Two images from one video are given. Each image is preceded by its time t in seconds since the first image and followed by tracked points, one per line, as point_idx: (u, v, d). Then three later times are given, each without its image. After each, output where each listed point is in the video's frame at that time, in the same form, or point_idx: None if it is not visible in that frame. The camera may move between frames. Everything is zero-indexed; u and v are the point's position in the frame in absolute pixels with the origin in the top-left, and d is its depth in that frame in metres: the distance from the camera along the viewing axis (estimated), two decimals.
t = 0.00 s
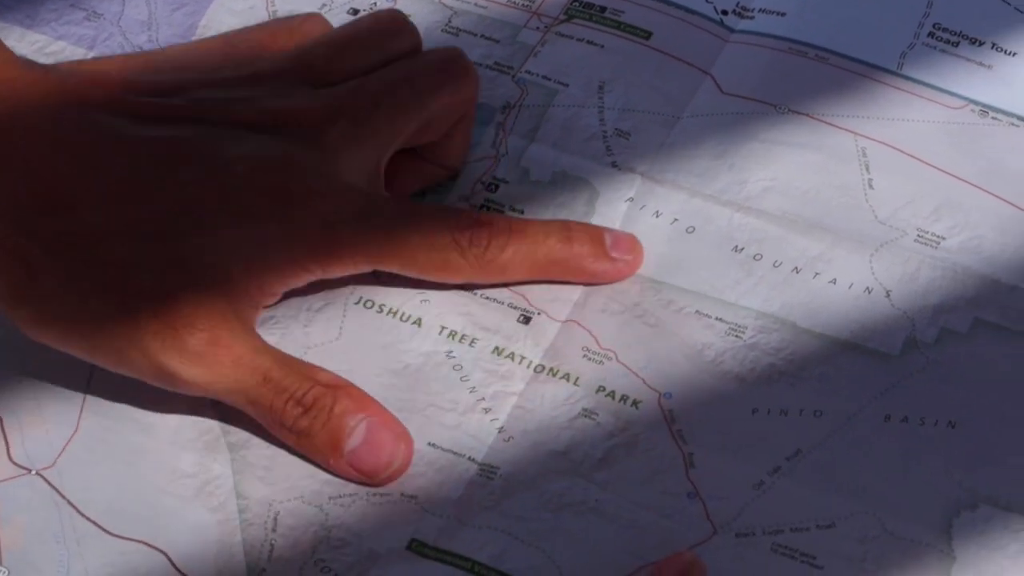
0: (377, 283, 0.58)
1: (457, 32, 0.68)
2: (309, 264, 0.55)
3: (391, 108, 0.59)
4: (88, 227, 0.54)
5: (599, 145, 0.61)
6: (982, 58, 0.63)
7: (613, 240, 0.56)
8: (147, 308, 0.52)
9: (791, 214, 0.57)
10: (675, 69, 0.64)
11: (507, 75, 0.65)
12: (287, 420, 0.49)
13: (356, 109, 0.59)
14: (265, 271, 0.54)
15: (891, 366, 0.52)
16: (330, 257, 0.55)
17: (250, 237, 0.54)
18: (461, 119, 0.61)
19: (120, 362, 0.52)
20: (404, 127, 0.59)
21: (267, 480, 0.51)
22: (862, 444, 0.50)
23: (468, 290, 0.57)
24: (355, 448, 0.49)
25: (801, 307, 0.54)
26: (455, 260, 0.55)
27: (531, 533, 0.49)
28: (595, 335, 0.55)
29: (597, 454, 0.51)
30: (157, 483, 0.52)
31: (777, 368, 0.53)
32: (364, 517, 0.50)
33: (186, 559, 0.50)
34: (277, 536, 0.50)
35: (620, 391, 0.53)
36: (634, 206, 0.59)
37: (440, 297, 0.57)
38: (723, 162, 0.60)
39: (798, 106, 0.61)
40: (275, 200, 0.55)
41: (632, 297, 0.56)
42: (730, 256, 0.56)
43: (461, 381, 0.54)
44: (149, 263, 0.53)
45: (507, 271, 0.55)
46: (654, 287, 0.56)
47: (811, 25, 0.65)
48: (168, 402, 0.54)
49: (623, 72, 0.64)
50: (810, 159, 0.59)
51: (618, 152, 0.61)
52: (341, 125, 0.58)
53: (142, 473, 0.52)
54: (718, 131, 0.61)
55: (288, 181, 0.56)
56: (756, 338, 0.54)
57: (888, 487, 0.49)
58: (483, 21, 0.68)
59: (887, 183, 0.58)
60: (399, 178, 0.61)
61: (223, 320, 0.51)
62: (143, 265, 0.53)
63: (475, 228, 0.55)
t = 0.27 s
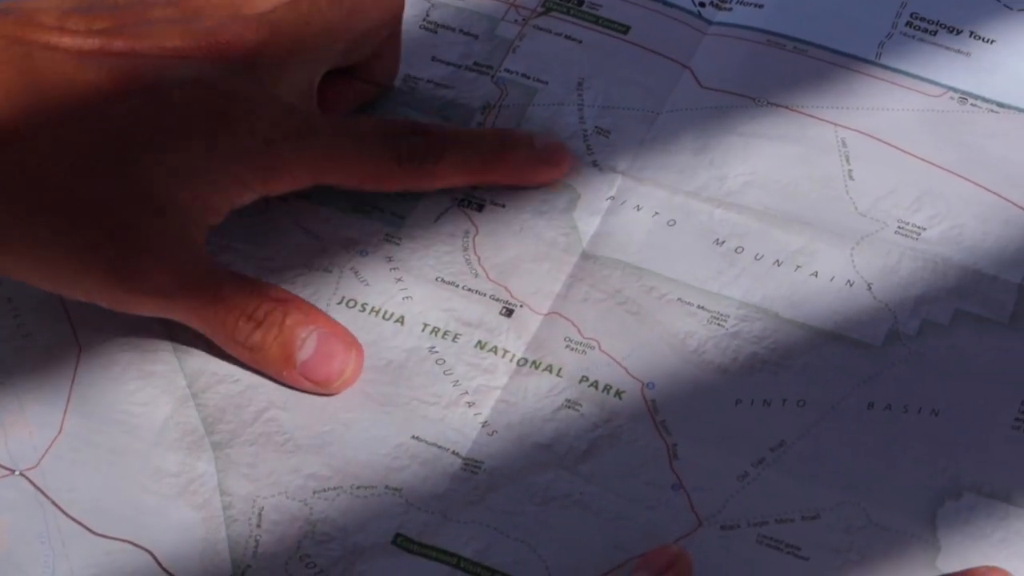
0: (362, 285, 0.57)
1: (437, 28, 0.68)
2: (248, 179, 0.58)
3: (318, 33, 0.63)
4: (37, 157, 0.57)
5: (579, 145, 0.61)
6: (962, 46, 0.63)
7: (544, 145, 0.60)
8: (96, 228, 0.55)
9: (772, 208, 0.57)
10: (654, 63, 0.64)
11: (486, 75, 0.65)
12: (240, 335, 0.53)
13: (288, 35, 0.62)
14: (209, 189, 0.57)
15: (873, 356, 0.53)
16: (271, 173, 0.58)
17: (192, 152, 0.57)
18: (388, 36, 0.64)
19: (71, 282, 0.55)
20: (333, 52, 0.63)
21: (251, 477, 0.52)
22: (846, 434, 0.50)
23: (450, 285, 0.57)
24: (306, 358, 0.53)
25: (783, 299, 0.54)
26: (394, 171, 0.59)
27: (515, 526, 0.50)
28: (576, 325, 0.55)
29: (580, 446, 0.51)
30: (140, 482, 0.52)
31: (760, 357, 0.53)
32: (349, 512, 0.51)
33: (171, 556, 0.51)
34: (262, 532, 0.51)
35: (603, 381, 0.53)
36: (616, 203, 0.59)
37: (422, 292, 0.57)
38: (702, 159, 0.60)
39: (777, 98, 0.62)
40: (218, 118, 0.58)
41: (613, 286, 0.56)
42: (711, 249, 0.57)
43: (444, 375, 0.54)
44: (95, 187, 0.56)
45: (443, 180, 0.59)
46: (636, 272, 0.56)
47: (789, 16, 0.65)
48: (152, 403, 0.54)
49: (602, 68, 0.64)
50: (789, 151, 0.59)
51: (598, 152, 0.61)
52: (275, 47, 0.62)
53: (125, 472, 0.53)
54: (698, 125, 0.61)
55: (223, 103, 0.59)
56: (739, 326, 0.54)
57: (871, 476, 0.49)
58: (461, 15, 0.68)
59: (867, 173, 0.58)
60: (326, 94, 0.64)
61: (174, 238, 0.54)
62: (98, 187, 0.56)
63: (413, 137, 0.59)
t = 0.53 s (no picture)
0: (352, 287, 0.58)
1: (424, 38, 0.67)
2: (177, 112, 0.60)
3: None
4: None
5: (567, 145, 0.61)
6: (946, 41, 0.63)
7: (462, 81, 0.63)
8: (43, 177, 0.58)
9: (760, 206, 0.58)
10: (641, 63, 0.64)
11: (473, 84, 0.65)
12: (181, 274, 0.56)
13: None
14: (150, 125, 0.60)
15: (863, 351, 0.52)
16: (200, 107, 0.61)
17: (130, 101, 0.60)
18: None
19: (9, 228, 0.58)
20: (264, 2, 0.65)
21: (244, 476, 0.53)
22: (837, 429, 0.50)
23: (440, 285, 0.57)
24: (244, 292, 0.56)
25: (772, 295, 0.55)
26: (321, 103, 0.62)
27: (509, 525, 0.50)
28: (566, 322, 0.55)
29: (571, 444, 0.52)
30: (133, 483, 0.54)
31: (750, 353, 0.53)
32: (340, 511, 0.52)
33: (162, 555, 0.52)
34: (255, 532, 0.52)
35: (594, 378, 0.53)
36: (604, 201, 0.59)
37: (410, 291, 0.57)
38: (690, 157, 0.60)
39: (764, 96, 0.62)
40: (144, 65, 0.62)
41: (602, 283, 0.56)
42: (699, 246, 0.57)
43: (435, 373, 0.55)
44: (43, 152, 0.59)
45: (368, 114, 0.63)
46: (625, 270, 0.56)
47: (775, 13, 0.65)
48: (143, 404, 0.56)
49: (589, 70, 0.64)
50: (776, 148, 0.59)
51: (586, 151, 0.61)
52: None
53: (117, 473, 0.54)
54: (685, 124, 0.61)
55: (147, 49, 0.62)
56: (729, 322, 0.54)
57: (864, 471, 0.49)
58: (448, 25, 0.67)
59: (854, 169, 0.58)
60: (247, 36, 0.67)
61: (115, 182, 0.58)
62: (38, 136, 0.59)
63: (333, 71, 0.62)
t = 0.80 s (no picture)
0: (346, 285, 0.58)
1: (414, 42, 0.67)
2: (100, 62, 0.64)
3: None
4: None
5: (559, 143, 0.61)
6: (935, 39, 0.63)
7: (332, 5, 0.66)
8: None
9: (752, 203, 0.58)
10: (631, 62, 0.64)
11: (464, 85, 0.65)
12: (73, 203, 0.59)
13: None
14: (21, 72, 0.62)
15: (858, 349, 0.53)
16: (126, 52, 0.64)
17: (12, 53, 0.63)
18: None
19: None
20: None
21: (241, 478, 0.53)
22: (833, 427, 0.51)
23: (434, 283, 0.57)
24: (138, 216, 0.59)
25: (766, 293, 0.55)
26: (195, 36, 0.65)
27: (506, 526, 0.50)
28: (562, 323, 0.55)
29: (568, 445, 0.52)
30: (130, 486, 0.53)
31: (745, 352, 0.53)
32: (339, 512, 0.52)
33: (161, 557, 0.52)
34: (253, 533, 0.52)
35: (590, 378, 0.53)
36: (597, 199, 0.59)
37: (405, 290, 0.57)
38: (681, 155, 0.60)
39: (754, 94, 0.62)
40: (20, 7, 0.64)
41: (596, 282, 0.56)
42: (693, 244, 0.57)
43: (431, 374, 0.55)
44: None
45: (245, 42, 0.65)
46: (619, 269, 0.56)
47: (765, 11, 0.65)
48: (138, 408, 0.56)
49: (580, 69, 0.64)
50: (767, 146, 0.60)
51: (578, 148, 0.61)
52: None
53: (113, 476, 0.54)
54: (675, 122, 0.61)
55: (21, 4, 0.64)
56: (723, 320, 0.54)
57: (861, 468, 0.49)
58: (436, 27, 0.67)
59: (844, 167, 0.58)
60: None
61: None
62: None
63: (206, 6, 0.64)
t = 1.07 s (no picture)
0: (349, 285, 0.58)
1: (412, 41, 0.66)
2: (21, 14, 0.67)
3: None
4: None
5: (559, 141, 0.61)
6: (934, 37, 0.63)
7: None
8: None
9: (752, 200, 0.58)
10: (629, 60, 0.63)
11: (462, 84, 0.64)
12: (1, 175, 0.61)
13: None
14: None
15: (861, 347, 0.53)
16: (31, 8, 0.68)
17: None
18: None
19: None
20: None
21: (245, 479, 0.53)
22: (837, 425, 0.51)
23: (437, 283, 0.57)
24: (55, 166, 0.61)
25: (768, 291, 0.55)
26: None
27: (512, 525, 0.50)
28: (566, 323, 0.55)
29: (572, 444, 0.52)
30: (135, 488, 0.53)
31: (748, 349, 0.53)
32: (344, 513, 0.52)
33: (166, 559, 0.52)
34: (259, 534, 0.52)
35: (594, 377, 0.54)
36: (598, 198, 0.59)
37: (407, 290, 0.57)
38: (682, 154, 0.60)
39: (754, 92, 0.62)
40: None
41: (599, 281, 0.56)
42: (694, 242, 0.57)
43: (434, 374, 0.55)
44: None
45: None
46: (621, 268, 0.56)
47: (764, 10, 0.65)
48: (141, 410, 0.56)
49: (579, 67, 0.64)
50: (767, 144, 0.60)
51: (579, 147, 0.61)
52: None
53: (118, 478, 0.54)
54: (675, 121, 0.61)
55: None
56: (726, 319, 0.54)
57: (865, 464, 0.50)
58: (435, 24, 0.67)
59: (845, 165, 0.58)
60: None
61: None
62: None
63: None
